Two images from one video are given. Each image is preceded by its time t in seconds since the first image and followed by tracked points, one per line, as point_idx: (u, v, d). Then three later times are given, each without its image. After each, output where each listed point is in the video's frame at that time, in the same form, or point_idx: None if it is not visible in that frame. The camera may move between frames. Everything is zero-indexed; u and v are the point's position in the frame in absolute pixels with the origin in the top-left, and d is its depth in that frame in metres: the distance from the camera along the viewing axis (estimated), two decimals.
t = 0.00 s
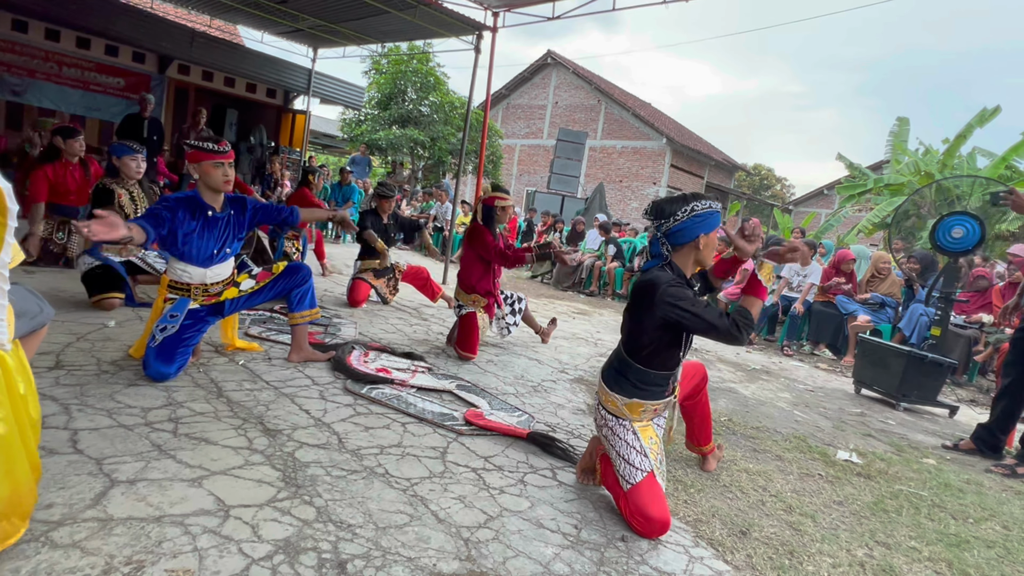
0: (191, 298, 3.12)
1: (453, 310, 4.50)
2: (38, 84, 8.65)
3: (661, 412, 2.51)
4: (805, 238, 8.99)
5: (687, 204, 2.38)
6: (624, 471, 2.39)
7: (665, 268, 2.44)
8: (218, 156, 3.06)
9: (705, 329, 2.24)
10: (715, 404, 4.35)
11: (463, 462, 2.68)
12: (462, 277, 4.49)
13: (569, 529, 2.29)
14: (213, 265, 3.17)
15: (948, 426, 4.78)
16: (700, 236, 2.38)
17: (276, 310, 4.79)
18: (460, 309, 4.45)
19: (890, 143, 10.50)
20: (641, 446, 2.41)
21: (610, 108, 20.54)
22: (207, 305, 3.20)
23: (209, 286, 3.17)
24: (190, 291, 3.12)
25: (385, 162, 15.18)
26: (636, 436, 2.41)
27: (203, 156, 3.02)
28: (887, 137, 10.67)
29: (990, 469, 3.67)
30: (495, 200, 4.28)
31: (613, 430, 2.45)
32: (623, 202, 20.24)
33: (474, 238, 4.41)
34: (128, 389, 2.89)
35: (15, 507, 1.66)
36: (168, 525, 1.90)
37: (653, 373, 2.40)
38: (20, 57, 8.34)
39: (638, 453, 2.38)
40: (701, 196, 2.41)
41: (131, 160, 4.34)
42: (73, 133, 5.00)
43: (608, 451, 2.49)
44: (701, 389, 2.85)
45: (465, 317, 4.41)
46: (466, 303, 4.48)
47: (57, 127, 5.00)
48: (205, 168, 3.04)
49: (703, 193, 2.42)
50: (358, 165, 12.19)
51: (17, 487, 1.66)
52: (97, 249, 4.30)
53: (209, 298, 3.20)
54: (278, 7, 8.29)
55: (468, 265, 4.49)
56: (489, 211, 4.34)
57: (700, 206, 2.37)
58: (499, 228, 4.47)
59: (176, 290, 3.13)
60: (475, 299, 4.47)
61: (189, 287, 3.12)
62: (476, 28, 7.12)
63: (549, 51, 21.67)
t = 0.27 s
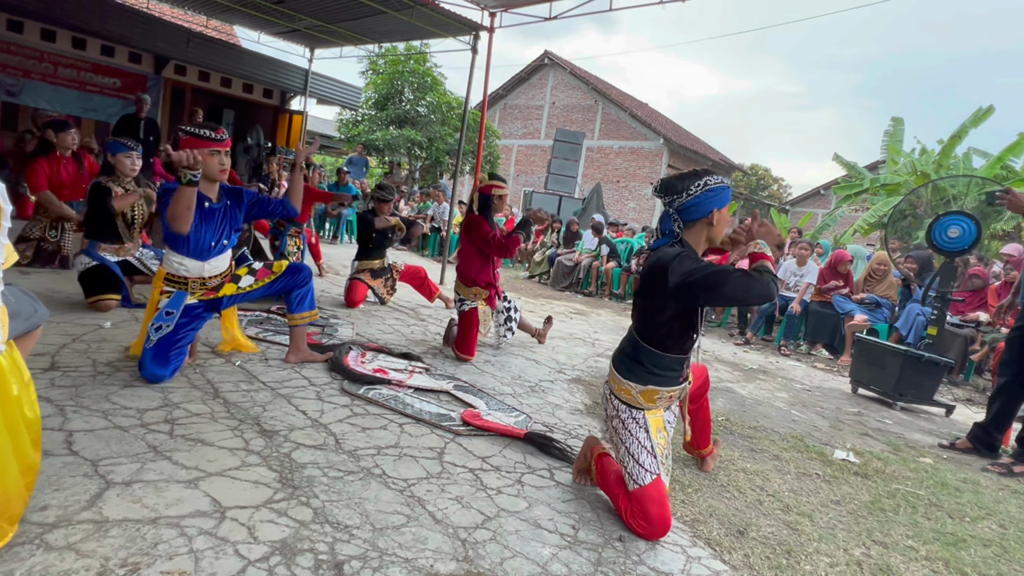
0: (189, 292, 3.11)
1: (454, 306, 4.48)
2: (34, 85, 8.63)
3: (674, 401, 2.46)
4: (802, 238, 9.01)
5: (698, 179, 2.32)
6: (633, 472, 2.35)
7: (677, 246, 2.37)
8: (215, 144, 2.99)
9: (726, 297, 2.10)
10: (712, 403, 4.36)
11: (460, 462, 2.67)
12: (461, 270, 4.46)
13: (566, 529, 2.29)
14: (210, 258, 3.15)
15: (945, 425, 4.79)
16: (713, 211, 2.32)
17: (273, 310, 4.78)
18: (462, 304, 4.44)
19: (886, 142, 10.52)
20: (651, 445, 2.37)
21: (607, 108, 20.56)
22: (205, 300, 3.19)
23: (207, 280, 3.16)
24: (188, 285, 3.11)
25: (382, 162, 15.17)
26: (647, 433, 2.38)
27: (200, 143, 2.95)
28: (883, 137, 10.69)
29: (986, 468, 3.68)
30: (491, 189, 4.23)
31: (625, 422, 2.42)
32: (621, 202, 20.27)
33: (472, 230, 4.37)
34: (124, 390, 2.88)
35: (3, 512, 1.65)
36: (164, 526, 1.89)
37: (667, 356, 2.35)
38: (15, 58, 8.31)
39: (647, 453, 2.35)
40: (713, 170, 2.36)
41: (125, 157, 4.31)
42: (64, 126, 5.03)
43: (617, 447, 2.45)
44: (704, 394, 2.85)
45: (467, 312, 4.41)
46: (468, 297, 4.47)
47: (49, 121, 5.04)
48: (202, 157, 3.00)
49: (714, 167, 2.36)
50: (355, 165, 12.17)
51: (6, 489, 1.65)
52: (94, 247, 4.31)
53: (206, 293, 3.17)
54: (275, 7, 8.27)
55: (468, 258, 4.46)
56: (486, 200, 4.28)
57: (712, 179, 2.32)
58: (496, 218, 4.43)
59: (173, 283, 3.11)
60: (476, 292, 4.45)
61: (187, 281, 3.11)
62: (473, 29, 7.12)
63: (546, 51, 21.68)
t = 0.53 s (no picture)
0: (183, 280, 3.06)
1: (455, 304, 4.46)
2: (30, 86, 8.61)
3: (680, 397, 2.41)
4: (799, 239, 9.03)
5: (706, 168, 2.28)
6: (639, 475, 2.31)
7: (681, 235, 2.31)
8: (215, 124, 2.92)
9: (735, 267, 2.00)
10: (710, 404, 4.36)
11: (458, 463, 2.67)
12: (461, 268, 4.45)
13: (564, 530, 2.29)
14: (205, 244, 3.11)
15: (941, 425, 4.80)
16: (720, 200, 2.27)
17: (270, 312, 4.77)
18: (463, 303, 4.43)
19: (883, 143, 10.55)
20: (656, 447, 2.34)
21: (604, 108, 20.58)
22: (200, 293, 3.14)
23: (202, 265, 3.12)
24: (182, 273, 3.06)
25: (380, 163, 15.16)
26: (653, 434, 2.34)
27: (199, 121, 2.83)
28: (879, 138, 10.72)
29: (983, 467, 3.69)
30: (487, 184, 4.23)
31: (632, 421, 2.36)
32: (618, 203, 20.28)
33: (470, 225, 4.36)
34: (120, 392, 2.87)
35: None
36: (160, 529, 1.88)
37: (674, 351, 2.30)
38: (11, 59, 8.29)
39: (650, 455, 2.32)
40: (719, 161, 2.32)
41: (118, 154, 4.28)
42: (57, 122, 4.99)
43: (620, 449, 2.40)
44: (700, 399, 2.86)
45: (468, 311, 4.40)
46: (469, 295, 4.46)
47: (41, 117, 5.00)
48: (199, 136, 2.87)
49: (720, 158, 2.33)
50: (353, 166, 12.16)
51: None
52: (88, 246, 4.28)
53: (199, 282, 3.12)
54: (272, 8, 8.26)
55: (468, 255, 4.45)
56: (484, 195, 4.26)
57: (720, 169, 2.28)
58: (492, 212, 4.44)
59: (166, 270, 3.04)
60: (477, 289, 4.44)
61: (182, 267, 3.05)
62: (470, 30, 7.12)
63: (543, 52, 21.69)
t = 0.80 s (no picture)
0: (173, 273, 3.07)
1: (457, 304, 4.45)
2: (26, 87, 8.59)
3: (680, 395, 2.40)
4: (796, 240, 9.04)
5: (704, 164, 2.26)
6: (640, 479, 2.30)
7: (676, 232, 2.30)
8: (203, 111, 2.99)
9: (740, 258, 2.03)
10: (708, 405, 4.37)
11: (456, 465, 2.67)
12: (463, 269, 4.44)
13: (562, 532, 2.29)
14: (193, 236, 3.11)
15: (938, 426, 4.81)
16: (717, 197, 2.25)
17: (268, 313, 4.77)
18: (464, 303, 4.42)
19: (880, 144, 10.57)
20: (656, 450, 2.33)
21: (602, 110, 20.59)
22: (189, 292, 3.13)
23: (192, 258, 3.13)
24: (172, 266, 3.07)
25: (377, 165, 15.15)
26: (653, 436, 2.34)
27: (189, 108, 2.93)
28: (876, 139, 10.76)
29: (980, 468, 3.70)
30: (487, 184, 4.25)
31: (632, 425, 2.35)
32: (616, 204, 20.30)
33: (470, 226, 4.36)
34: (117, 394, 2.86)
35: None
36: (158, 532, 1.88)
37: (673, 352, 2.29)
38: (7, 60, 8.27)
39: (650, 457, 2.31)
40: (716, 157, 2.32)
41: (113, 151, 4.22)
42: (49, 121, 4.92)
43: (620, 451, 2.39)
44: (697, 403, 2.86)
45: (468, 313, 4.40)
46: (470, 296, 4.45)
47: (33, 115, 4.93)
48: (188, 124, 2.96)
49: (718, 154, 2.32)
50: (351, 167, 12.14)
51: None
52: (84, 245, 4.25)
53: (189, 277, 3.12)
54: (269, 10, 8.26)
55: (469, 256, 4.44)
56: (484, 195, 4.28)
57: (717, 165, 2.27)
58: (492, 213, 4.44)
59: (154, 265, 3.06)
60: (479, 290, 4.43)
61: (170, 261, 3.06)
62: (468, 31, 7.12)
63: (541, 53, 21.71)
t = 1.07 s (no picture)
0: (168, 272, 3.03)
1: (459, 305, 4.42)
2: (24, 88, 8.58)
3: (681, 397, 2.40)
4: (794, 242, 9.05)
5: (699, 164, 2.27)
6: (641, 484, 2.29)
7: (675, 232, 2.29)
8: (189, 108, 2.97)
9: (740, 257, 2.09)
10: (706, 407, 4.37)
11: (455, 467, 2.67)
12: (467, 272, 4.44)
13: (561, 535, 2.29)
14: (187, 234, 3.08)
15: (936, 427, 4.82)
16: (715, 196, 2.26)
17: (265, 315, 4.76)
18: (467, 304, 4.39)
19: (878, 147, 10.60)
20: (657, 454, 2.32)
21: (600, 112, 20.62)
22: (184, 293, 3.13)
23: (186, 256, 3.09)
24: (167, 265, 3.02)
25: (376, 166, 15.16)
26: (654, 440, 2.33)
27: (176, 105, 2.92)
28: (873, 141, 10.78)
29: (978, 469, 3.70)
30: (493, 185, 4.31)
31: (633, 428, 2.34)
32: (614, 206, 20.31)
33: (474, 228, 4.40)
34: (114, 397, 2.85)
35: None
36: (155, 535, 1.87)
37: (674, 354, 2.28)
38: (5, 62, 8.26)
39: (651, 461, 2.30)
40: (714, 157, 2.32)
41: (110, 149, 4.20)
42: (46, 125, 5.01)
43: (621, 455, 2.37)
44: (698, 406, 2.87)
45: (470, 315, 4.39)
46: (473, 296, 4.42)
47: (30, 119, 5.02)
48: (176, 121, 2.94)
49: (715, 154, 2.32)
50: (349, 169, 12.13)
51: None
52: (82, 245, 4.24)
53: (184, 278, 3.09)
54: (267, 12, 8.25)
55: (475, 256, 4.43)
56: (489, 197, 4.35)
57: (714, 165, 2.27)
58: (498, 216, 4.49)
59: (149, 265, 3.00)
60: (483, 291, 4.41)
61: (165, 260, 3.01)
62: (466, 33, 7.13)
63: (539, 55, 21.73)
